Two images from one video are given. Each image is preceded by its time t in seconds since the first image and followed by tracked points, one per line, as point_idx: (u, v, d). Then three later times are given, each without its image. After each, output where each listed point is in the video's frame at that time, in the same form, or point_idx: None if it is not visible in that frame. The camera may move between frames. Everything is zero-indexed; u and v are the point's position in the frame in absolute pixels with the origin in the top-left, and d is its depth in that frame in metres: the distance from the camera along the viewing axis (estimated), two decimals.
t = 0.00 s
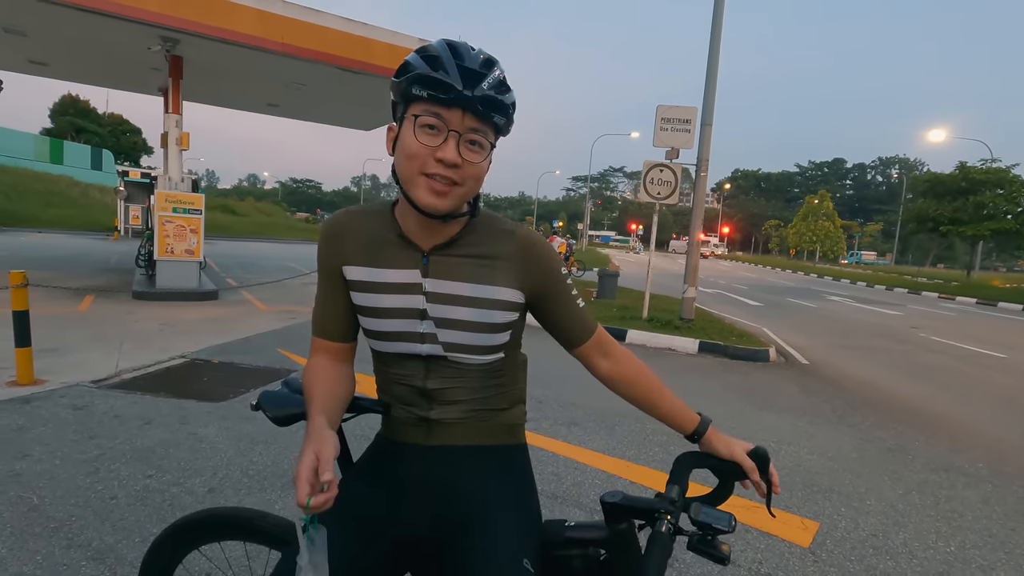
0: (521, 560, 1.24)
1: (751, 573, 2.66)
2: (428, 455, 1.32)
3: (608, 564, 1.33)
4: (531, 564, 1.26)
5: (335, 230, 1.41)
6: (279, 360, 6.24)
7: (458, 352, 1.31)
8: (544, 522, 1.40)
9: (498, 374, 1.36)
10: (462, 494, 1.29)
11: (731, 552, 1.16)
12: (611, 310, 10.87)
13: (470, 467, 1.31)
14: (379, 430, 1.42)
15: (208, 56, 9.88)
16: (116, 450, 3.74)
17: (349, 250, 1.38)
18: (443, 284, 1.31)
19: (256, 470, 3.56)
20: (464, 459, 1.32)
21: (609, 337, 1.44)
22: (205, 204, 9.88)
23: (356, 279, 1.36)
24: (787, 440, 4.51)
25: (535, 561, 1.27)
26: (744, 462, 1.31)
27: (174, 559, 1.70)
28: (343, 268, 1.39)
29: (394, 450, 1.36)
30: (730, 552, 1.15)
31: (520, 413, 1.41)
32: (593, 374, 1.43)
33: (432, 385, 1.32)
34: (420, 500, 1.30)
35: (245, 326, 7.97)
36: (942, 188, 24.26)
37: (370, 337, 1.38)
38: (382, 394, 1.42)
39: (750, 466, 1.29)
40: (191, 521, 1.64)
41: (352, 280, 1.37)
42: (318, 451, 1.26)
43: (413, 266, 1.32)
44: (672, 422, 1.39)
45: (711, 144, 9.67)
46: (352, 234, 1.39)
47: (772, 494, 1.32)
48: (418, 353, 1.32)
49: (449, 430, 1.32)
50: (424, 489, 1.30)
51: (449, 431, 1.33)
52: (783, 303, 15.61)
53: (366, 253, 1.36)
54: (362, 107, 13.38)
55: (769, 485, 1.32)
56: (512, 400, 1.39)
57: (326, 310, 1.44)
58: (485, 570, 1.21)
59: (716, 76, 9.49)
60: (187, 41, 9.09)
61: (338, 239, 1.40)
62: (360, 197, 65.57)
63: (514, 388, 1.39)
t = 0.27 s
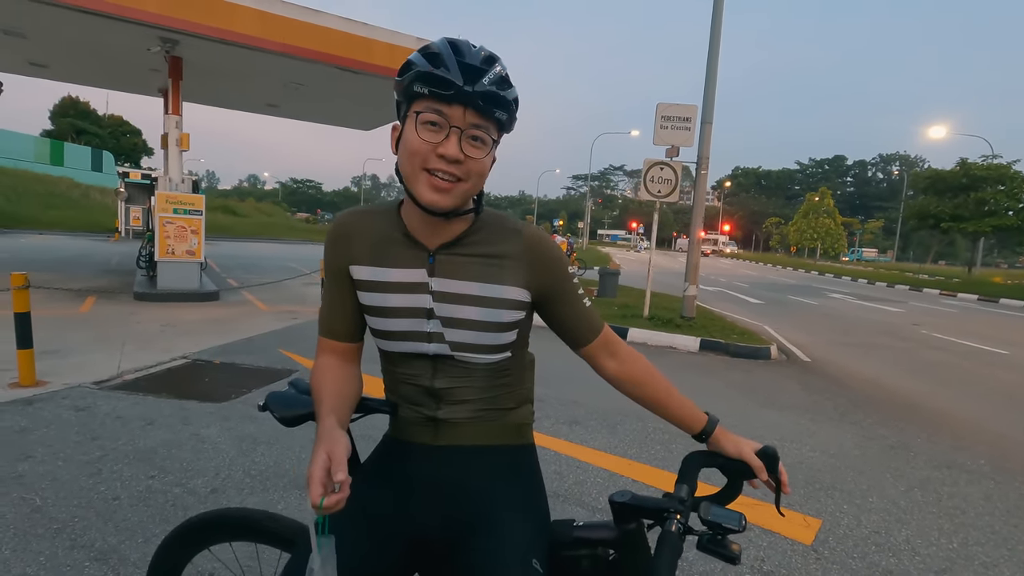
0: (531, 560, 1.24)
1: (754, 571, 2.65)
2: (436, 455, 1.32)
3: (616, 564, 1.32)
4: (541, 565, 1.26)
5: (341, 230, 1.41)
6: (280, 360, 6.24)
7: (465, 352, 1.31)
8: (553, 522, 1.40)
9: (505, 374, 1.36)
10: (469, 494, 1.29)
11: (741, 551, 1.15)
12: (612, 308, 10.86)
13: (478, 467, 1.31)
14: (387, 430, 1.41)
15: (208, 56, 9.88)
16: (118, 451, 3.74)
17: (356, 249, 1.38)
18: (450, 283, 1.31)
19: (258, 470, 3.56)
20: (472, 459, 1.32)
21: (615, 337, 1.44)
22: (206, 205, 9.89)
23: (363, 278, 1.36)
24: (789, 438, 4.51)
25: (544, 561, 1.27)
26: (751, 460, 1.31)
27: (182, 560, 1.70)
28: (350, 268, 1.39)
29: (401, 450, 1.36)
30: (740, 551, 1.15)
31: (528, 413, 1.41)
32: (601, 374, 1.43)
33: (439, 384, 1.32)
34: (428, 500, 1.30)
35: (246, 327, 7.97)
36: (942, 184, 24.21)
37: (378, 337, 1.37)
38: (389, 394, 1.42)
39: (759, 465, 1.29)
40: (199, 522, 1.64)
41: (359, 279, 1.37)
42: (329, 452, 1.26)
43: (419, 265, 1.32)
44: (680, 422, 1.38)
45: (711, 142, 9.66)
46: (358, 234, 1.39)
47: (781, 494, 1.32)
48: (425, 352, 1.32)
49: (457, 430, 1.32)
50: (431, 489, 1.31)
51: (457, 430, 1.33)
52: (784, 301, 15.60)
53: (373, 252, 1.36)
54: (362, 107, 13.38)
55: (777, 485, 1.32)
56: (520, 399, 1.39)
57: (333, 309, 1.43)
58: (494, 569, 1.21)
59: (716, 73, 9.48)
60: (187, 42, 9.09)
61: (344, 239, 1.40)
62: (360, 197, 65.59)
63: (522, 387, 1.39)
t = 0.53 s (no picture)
0: (541, 556, 1.24)
1: (752, 567, 2.66)
2: (444, 453, 1.32)
3: (625, 560, 1.32)
4: (551, 561, 1.26)
5: (348, 229, 1.41)
6: (279, 359, 6.24)
7: (473, 349, 1.31)
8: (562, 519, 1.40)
9: (513, 371, 1.36)
10: (477, 492, 1.29)
11: (749, 547, 1.16)
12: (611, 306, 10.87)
13: (486, 464, 1.31)
14: (395, 428, 1.42)
15: (205, 55, 9.86)
16: (117, 450, 3.74)
17: (363, 247, 1.38)
18: (457, 281, 1.31)
19: (258, 468, 3.56)
20: (480, 456, 1.32)
21: (623, 337, 1.44)
22: (203, 203, 9.87)
23: (370, 277, 1.36)
24: (787, 435, 4.52)
25: (554, 557, 1.28)
26: (761, 456, 1.32)
27: (189, 557, 1.70)
28: (357, 266, 1.39)
29: (410, 448, 1.36)
30: (748, 547, 1.15)
31: (535, 411, 1.41)
32: (607, 374, 1.43)
33: (448, 382, 1.33)
34: (437, 497, 1.30)
35: (245, 326, 7.97)
36: (941, 181, 24.23)
37: (386, 334, 1.38)
38: (397, 392, 1.42)
39: (766, 463, 1.30)
40: (206, 520, 1.65)
41: (366, 277, 1.37)
42: (338, 448, 1.26)
43: (426, 263, 1.33)
44: (689, 420, 1.38)
45: (709, 139, 9.67)
46: (365, 232, 1.39)
47: (790, 492, 1.32)
48: (433, 350, 1.32)
49: (465, 427, 1.32)
50: (439, 486, 1.31)
51: (464, 428, 1.33)
52: (783, 298, 15.62)
53: (380, 251, 1.36)
54: (360, 105, 13.36)
55: (785, 484, 1.32)
56: (528, 397, 1.39)
57: (341, 308, 1.44)
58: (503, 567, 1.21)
59: (714, 71, 9.47)
60: (184, 40, 9.07)
61: (352, 237, 1.41)
62: (358, 196, 65.50)
63: (529, 385, 1.39)
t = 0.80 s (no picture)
0: (548, 554, 1.24)
1: (750, 563, 2.67)
2: (452, 449, 1.33)
3: (632, 557, 1.31)
4: (559, 559, 1.26)
5: (358, 225, 1.42)
6: (277, 357, 6.24)
7: (481, 346, 1.32)
8: (570, 516, 1.40)
9: (521, 369, 1.36)
10: (485, 488, 1.30)
11: (756, 544, 1.17)
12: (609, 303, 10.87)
13: (493, 462, 1.31)
14: (403, 424, 1.41)
15: (201, 51, 9.82)
16: (115, 448, 3.74)
17: (372, 244, 1.39)
18: (466, 277, 1.31)
19: (256, 466, 3.56)
20: (489, 453, 1.32)
21: (632, 335, 1.44)
22: (200, 201, 9.84)
23: (380, 274, 1.37)
24: (785, 431, 4.53)
25: (561, 555, 1.27)
26: (769, 454, 1.33)
27: (196, 555, 1.71)
28: (366, 263, 1.39)
29: (418, 444, 1.37)
30: (756, 543, 1.18)
31: (543, 408, 1.41)
32: (616, 372, 1.43)
33: (456, 379, 1.33)
34: (444, 494, 1.30)
35: (243, 324, 7.96)
36: (938, 177, 24.27)
37: (395, 331, 1.38)
38: (406, 389, 1.42)
39: (775, 461, 1.31)
40: (213, 518, 1.65)
41: (375, 274, 1.38)
42: (350, 444, 1.26)
43: (435, 260, 1.33)
44: (698, 418, 1.39)
45: (707, 136, 9.66)
46: (375, 229, 1.40)
47: (798, 490, 1.33)
48: (442, 346, 1.33)
49: (473, 424, 1.32)
50: (447, 483, 1.31)
51: (472, 424, 1.33)
52: (780, 295, 15.65)
53: (390, 248, 1.37)
54: (357, 102, 13.33)
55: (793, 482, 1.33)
56: (536, 394, 1.39)
57: (350, 305, 1.44)
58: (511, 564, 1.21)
59: (712, 67, 9.47)
60: (180, 37, 9.03)
61: (361, 234, 1.41)
62: (356, 193, 65.40)
63: (537, 381, 1.40)
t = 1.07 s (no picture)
0: (553, 551, 1.24)
1: (748, 558, 2.68)
2: (457, 446, 1.33)
3: (635, 554, 1.31)
4: (562, 555, 1.26)
5: (362, 222, 1.42)
6: (276, 354, 6.24)
7: (484, 343, 1.32)
8: (572, 513, 1.41)
9: (524, 366, 1.37)
10: (488, 485, 1.30)
11: (760, 541, 1.16)
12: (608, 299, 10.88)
13: (497, 458, 1.32)
14: (405, 422, 1.42)
15: (198, 47, 9.79)
16: (114, 445, 3.74)
17: (377, 240, 1.39)
18: (471, 274, 1.32)
19: (255, 463, 3.57)
20: (492, 450, 1.33)
21: (634, 331, 1.44)
22: (197, 198, 9.82)
23: (384, 270, 1.37)
24: (783, 427, 4.55)
25: (565, 552, 1.28)
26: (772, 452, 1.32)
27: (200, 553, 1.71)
28: (370, 260, 1.40)
29: (421, 442, 1.37)
30: (759, 541, 1.17)
31: (544, 405, 1.42)
32: (618, 370, 1.43)
33: (460, 376, 1.33)
34: (448, 492, 1.31)
35: (241, 321, 7.95)
36: (935, 173, 24.30)
37: (397, 328, 1.38)
38: (408, 387, 1.42)
39: (780, 458, 1.29)
40: (215, 515, 1.65)
41: (379, 271, 1.38)
42: (358, 442, 1.27)
43: (440, 256, 1.33)
44: (700, 415, 1.39)
45: (705, 132, 9.66)
46: (380, 225, 1.40)
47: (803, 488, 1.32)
48: (446, 343, 1.33)
49: (477, 421, 1.33)
50: (450, 480, 1.32)
51: (475, 421, 1.34)
52: (778, 291, 15.67)
53: (393, 244, 1.37)
54: (354, 98, 13.29)
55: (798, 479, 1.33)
56: (539, 391, 1.41)
57: (352, 301, 1.44)
58: (515, 560, 1.22)
59: (710, 63, 9.46)
60: (175, 33, 9.00)
61: (364, 231, 1.41)
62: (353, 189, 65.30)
63: (540, 379, 1.41)
